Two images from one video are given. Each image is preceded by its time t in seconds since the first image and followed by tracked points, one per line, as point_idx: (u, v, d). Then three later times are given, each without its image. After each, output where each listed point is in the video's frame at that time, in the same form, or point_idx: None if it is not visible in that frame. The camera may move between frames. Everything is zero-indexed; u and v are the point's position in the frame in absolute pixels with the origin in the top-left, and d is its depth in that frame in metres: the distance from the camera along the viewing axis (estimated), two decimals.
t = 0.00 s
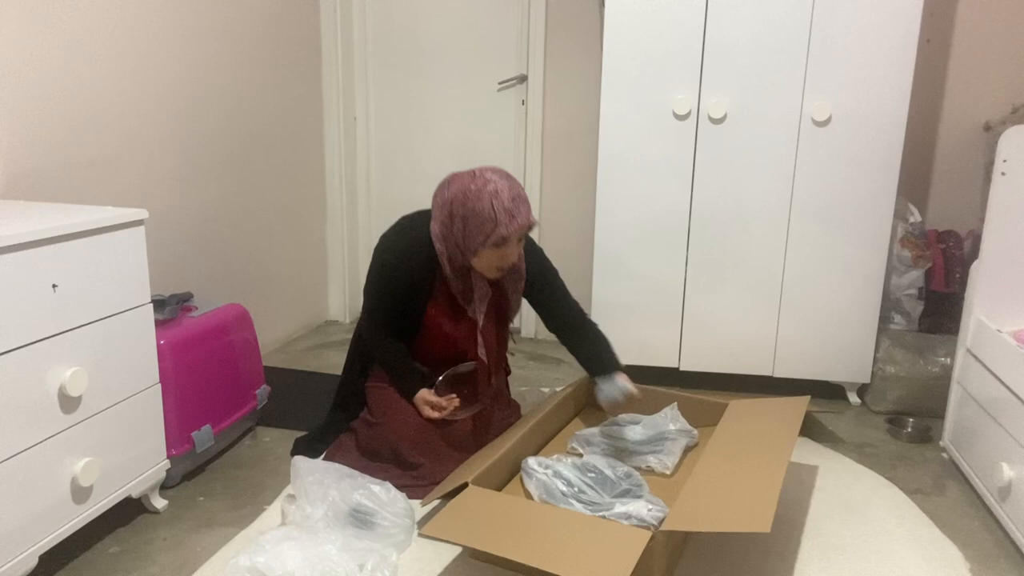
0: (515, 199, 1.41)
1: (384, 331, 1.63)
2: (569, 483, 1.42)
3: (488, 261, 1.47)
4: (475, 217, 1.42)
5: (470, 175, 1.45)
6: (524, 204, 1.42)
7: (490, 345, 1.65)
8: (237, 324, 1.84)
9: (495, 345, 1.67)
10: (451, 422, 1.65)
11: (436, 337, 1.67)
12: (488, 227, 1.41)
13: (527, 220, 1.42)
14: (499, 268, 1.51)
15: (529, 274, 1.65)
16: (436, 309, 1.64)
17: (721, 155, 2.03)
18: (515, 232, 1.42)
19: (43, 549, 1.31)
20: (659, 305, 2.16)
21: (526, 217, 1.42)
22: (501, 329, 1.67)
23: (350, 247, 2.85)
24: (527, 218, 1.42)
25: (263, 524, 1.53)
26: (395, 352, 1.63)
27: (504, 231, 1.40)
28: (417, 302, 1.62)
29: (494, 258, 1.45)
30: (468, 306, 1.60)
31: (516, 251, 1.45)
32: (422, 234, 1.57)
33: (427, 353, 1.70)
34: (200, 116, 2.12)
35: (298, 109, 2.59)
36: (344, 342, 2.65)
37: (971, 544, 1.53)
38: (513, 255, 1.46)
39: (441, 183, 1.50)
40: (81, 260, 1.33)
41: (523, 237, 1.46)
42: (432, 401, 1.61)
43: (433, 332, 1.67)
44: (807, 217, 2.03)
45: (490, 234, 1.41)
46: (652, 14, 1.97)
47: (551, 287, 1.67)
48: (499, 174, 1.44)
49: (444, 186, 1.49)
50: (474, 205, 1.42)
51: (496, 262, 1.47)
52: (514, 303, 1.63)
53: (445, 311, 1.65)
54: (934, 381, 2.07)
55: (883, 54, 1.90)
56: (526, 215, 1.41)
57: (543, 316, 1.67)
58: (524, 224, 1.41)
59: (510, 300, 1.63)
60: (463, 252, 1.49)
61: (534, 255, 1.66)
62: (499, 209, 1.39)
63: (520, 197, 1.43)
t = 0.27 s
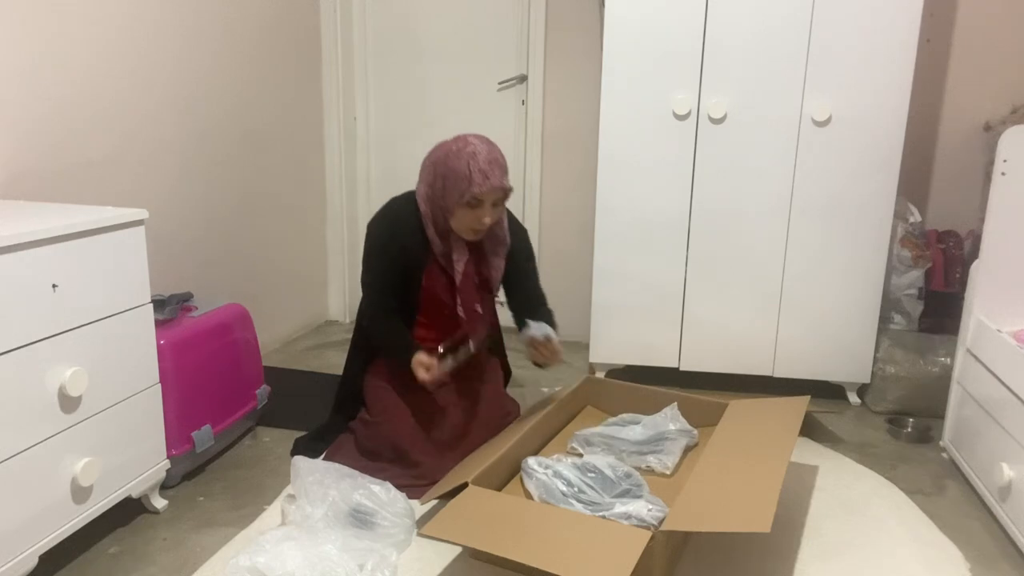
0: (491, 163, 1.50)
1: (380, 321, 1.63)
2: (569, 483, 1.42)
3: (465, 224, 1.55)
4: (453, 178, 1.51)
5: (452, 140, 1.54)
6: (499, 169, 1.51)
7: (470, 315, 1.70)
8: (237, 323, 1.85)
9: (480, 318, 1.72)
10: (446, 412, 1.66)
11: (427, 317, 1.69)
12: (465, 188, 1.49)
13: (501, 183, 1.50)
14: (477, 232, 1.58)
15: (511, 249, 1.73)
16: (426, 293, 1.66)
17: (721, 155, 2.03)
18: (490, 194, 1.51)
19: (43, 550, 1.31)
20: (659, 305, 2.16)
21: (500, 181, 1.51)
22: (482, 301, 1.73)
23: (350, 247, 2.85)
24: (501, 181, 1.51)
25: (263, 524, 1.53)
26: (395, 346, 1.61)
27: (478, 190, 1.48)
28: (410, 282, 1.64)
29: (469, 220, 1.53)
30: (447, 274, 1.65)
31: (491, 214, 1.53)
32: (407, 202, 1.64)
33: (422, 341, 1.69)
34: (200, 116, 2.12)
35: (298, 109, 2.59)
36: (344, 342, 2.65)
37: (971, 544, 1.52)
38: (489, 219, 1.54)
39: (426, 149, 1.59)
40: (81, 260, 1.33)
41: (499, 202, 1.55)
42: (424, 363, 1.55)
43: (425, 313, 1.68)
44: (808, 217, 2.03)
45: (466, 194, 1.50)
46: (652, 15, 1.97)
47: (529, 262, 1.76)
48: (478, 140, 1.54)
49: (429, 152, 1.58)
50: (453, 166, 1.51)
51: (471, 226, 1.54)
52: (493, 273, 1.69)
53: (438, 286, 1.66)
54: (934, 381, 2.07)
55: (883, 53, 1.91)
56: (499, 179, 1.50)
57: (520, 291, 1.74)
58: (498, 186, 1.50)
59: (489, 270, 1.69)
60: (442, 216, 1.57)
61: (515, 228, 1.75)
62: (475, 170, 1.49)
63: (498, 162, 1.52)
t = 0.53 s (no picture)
0: (465, 135, 1.61)
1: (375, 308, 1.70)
2: (569, 483, 1.42)
3: (439, 193, 1.66)
4: (431, 149, 1.64)
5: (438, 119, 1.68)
6: (473, 142, 1.62)
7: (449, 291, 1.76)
8: (238, 323, 1.85)
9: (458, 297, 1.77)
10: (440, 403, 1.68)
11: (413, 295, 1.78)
12: (438, 157, 1.61)
13: (471, 155, 1.61)
14: (452, 205, 1.68)
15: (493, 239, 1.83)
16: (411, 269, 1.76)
17: (721, 155, 2.03)
18: (461, 164, 1.61)
19: (42, 550, 1.31)
20: (660, 305, 2.16)
21: (471, 153, 1.61)
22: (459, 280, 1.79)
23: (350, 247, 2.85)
24: (472, 154, 1.61)
25: (263, 524, 1.53)
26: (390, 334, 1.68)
27: (450, 160, 1.60)
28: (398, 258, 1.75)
29: (443, 190, 1.64)
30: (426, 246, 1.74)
31: (462, 185, 1.63)
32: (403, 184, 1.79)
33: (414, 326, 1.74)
34: (200, 116, 2.12)
35: (298, 109, 2.59)
36: (344, 342, 2.65)
37: (972, 544, 1.52)
38: (461, 190, 1.64)
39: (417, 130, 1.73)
40: (81, 260, 1.33)
41: (472, 175, 1.65)
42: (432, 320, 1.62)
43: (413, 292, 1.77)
44: (807, 217, 2.03)
45: (439, 162, 1.62)
46: (652, 15, 1.97)
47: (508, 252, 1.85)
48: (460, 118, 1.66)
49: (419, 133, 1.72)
50: (432, 138, 1.64)
51: (445, 197, 1.65)
52: (470, 252, 1.76)
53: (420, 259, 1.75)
54: (934, 381, 2.07)
55: (884, 53, 1.91)
56: (472, 151, 1.61)
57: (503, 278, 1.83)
58: (469, 157, 1.61)
59: (467, 248, 1.76)
60: (423, 187, 1.69)
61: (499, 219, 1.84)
62: (448, 140, 1.60)
63: (473, 138, 1.63)
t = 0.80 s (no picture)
0: (444, 123, 1.62)
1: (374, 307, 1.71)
2: (570, 483, 1.42)
3: (423, 182, 1.67)
4: (412, 138, 1.65)
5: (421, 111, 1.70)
6: (452, 129, 1.63)
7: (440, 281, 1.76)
8: (238, 323, 1.85)
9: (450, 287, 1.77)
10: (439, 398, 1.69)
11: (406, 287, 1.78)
12: (418, 145, 1.63)
13: (451, 141, 1.62)
14: (437, 193, 1.69)
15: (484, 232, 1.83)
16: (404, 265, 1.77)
17: (721, 155, 2.03)
18: (440, 151, 1.63)
19: (42, 550, 1.31)
20: (660, 305, 2.16)
21: (450, 139, 1.62)
22: (450, 270, 1.79)
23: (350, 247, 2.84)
24: (451, 140, 1.62)
25: (263, 524, 1.53)
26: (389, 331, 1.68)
27: (429, 148, 1.61)
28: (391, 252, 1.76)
29: (426, 179, 1.65)
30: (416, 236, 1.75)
31: (443, 172, 1.64)
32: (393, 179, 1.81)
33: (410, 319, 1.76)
34: (200, 116, 2.11)
35: (298, 109, 2.59)
36: (344, 342, 2.65)
37: (972, 544, 1.52)
38: (443, 177, 1.64)
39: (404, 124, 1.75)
40: (81, 260, 1.33)
41: (453, 161, 1.66)
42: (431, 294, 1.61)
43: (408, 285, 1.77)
44: (807, 217, 2.03)
45: (419, 151, 1.63)
46: (652, 16, 1.97)
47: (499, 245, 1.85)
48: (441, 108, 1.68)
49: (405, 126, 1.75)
50: (413, 127, 1.66)
51: (428, 185, 1.66)
52: (459, 240, 1.76)
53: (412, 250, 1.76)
54: (934, 381, 2.07)
55: (884, 53, 1.91)
56: (450, 139, 1.62)
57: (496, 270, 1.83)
58: (447, 144, 1.62)
59: (456, 236, 1.75)
60: (409, 178, 1.70)
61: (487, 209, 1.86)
62: (427, 127, 1.62)
63: (452, 126, 1.64)
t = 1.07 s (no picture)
0: (432, 121, 1.63)
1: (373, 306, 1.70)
2: (570, 483, 1.41)
3: (415, 181, 1.68)
4: (402, 138, 1.66)
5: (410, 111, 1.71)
6: (440, 128, 1.63)
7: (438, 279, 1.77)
8: (238, 322, 1.85)
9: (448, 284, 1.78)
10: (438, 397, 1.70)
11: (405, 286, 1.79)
12: (408, 145, 1.64)
13: (439, 139, 1.63)
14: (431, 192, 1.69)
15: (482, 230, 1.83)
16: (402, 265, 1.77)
17: (721, 155, 2.03)
18: (430, 150, 1.63)
19: (42, 550, 1.31)
20: (660, 305, 2.16)
21: (439, 138, 1.63)
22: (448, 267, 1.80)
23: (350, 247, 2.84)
24: (440, 138, 1.63)
25: (263, 524, 1.53)
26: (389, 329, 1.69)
27: (418, 147, 1.62)
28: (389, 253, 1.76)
29: (418, 178, 1.66)
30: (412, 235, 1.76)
31: (434, 170, 1.64)
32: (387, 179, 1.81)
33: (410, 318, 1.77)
34: (199, 116, 2.11)
35: (298, 109, 2.59)
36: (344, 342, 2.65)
37: (972, 544, 1.52)
38: (434, 175, 1.65)
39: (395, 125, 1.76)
40: (81, 260, 1.33)
41: (444, 160, 1.66)
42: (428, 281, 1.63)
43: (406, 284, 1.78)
44: (807, 217, 2.03)
45: (409, 151, 1.64)
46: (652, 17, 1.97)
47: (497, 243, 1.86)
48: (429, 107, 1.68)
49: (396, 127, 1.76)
50: (402, 128, 1.67)
51: (421, 184, 1.67)
52: (456, 237, 1.76)
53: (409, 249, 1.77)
54: (934, 381, 2.07)
55: (884, 53, 1.91)
56: (439, 137, 1.62)
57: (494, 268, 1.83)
58: (436, 142, 1.62)
59: (452, 233, 1.76)
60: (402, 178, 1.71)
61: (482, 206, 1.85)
62: (415, 127, 1.63)
63: (441, 124, 1.64)
